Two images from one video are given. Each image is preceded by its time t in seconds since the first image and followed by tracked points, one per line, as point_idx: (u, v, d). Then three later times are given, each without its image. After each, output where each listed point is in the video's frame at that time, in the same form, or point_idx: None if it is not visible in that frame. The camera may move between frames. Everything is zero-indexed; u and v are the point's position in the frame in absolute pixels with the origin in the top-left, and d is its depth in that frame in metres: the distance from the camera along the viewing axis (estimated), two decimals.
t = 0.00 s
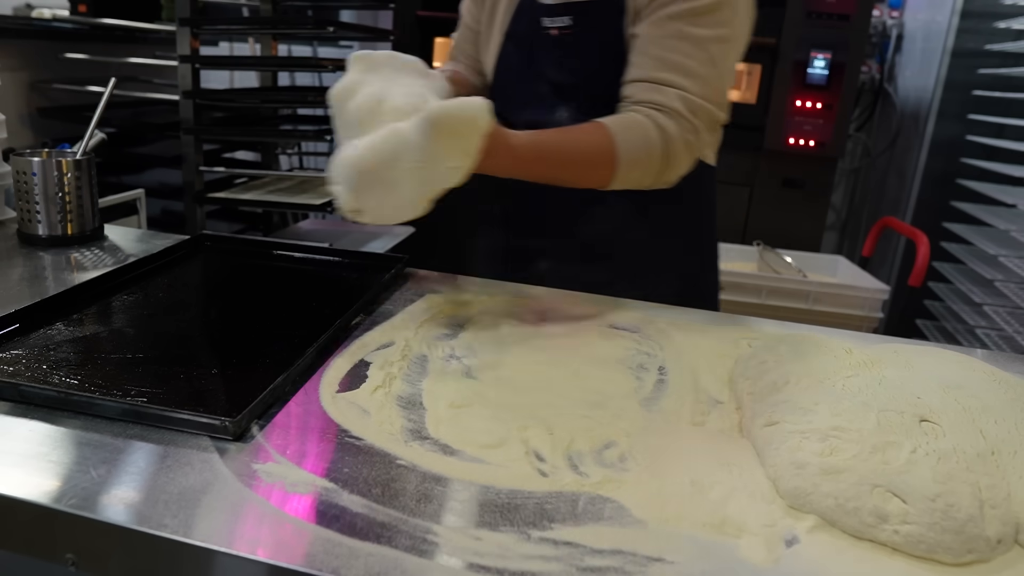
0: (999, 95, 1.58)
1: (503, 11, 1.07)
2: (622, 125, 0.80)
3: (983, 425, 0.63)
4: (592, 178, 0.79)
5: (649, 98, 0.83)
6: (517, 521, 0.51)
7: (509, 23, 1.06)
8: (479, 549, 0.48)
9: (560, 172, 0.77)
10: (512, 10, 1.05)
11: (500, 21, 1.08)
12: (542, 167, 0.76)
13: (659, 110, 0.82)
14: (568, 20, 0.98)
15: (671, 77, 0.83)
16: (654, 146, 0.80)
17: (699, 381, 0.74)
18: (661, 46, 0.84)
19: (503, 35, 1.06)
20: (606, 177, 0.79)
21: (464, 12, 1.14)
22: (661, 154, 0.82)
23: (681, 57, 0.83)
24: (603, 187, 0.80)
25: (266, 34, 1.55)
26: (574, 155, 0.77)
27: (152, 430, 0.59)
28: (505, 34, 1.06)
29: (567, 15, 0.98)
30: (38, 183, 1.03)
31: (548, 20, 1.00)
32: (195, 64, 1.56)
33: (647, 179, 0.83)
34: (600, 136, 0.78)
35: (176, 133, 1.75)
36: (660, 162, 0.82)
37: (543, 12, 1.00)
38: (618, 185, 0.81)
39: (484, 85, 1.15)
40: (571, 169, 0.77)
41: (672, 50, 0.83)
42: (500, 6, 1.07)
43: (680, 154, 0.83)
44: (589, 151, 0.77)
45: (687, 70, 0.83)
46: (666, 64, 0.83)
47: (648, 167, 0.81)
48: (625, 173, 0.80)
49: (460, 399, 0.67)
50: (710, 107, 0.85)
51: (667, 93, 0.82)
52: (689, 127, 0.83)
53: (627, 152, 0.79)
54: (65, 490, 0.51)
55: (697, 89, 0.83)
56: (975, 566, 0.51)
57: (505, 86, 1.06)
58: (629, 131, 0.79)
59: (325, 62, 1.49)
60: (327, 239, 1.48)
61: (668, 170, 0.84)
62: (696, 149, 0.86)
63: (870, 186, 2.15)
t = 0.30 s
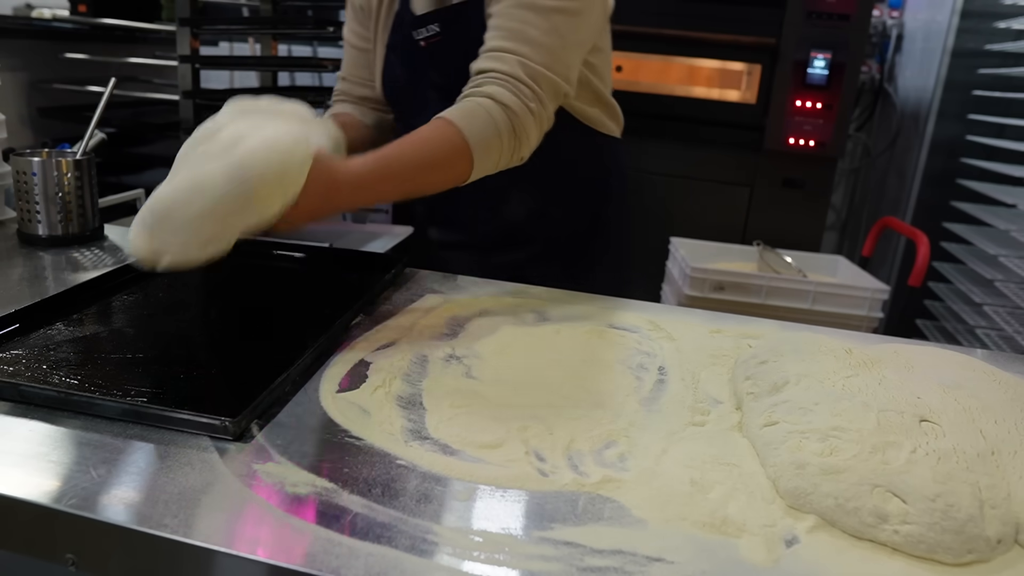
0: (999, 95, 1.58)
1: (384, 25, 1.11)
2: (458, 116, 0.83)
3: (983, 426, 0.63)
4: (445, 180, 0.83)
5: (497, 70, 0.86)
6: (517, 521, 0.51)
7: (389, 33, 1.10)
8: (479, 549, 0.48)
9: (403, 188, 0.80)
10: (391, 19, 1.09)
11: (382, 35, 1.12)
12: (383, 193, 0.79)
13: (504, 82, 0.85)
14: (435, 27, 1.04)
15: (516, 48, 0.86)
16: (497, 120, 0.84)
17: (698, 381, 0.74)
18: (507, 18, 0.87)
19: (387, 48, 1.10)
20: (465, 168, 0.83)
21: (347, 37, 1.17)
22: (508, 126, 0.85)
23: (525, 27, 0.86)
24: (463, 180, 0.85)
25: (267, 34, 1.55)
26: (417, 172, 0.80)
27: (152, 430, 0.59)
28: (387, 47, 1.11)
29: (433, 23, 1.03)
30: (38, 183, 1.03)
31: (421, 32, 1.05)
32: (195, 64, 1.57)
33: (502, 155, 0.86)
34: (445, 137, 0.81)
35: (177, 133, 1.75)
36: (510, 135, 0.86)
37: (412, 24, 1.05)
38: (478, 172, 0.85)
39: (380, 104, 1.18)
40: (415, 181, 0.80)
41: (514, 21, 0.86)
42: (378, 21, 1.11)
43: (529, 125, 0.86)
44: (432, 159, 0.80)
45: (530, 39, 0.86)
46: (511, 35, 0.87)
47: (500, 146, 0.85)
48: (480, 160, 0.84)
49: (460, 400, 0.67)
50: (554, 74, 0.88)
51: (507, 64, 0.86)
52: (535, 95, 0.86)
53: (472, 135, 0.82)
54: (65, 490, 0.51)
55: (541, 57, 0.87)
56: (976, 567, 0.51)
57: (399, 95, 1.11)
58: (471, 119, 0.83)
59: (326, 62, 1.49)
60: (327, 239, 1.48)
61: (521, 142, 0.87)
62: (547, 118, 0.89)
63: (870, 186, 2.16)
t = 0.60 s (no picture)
0: (999, 95, 1.58)
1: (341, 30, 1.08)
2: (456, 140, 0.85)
3: (982, 426, 0.63)
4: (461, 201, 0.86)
5: (492, 83, 0.87)
6: (517, 521, 0.51)
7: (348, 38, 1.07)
8: (479, 549, 0.48)
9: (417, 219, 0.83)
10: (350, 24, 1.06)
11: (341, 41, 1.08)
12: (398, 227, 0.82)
13: (503, 94, 0.87)
14: (401, 25, 1.01)
15: (507, 57, 0.87)
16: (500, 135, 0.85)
17: (698, 381, 0.74)
18: (491, 28, 0.87)
19: (347, 51, 1.08)
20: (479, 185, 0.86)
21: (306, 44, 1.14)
22: (513, 137, 0.87)
23: (513, 34, 0.87)
24: (480, 194, 0.87)
25: (266, 34, 1.55)
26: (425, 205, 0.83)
27: (152, 430, 0.59)
28: (347, 51, 1.08)
29: (399, 21, 1.00)
30: (38, 183, 1.03)
31: (382, 29, 1.02)
32: (195, 64, 1.57)
33: (514, 164, 0.88)
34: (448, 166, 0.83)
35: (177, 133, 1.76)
36: (519, 144, 0.87)
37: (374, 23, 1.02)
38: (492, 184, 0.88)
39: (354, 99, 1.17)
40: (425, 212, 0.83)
41: (497, 31, 0.87)
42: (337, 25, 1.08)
43: (535, 129, 0.88)
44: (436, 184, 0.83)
45: (521, 46, 0.87)
46: (499, 45, 0.87)
47: (510, 157, 0.87)
48: (493, 175, 0.86)
49: (460, 400, 0.67)
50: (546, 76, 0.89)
51: (498, 75, 0.87)
52: (535, 99, 0.88)
53: (480, 154, 0.85)
54: (65, 490, 0.51)
55: (533, 62, 0.88)
56: (976, 567, 0.51)
57: (359, 95, 1.10)
58: (472, 139, 0.84)
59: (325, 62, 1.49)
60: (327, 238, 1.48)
61: (531, 148, 0.89)
62: (551, 119, 0.91)
63: (870, 186, 2.16)
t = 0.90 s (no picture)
0: (999, 95, 1.58)
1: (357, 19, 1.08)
2: (481, 149, 0.92)
3: (982, 426, 0.63)
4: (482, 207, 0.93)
5: (527, 95, 0.91)
6: (517, 521, 0.51)
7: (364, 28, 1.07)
8: (479, 549, 0.48)
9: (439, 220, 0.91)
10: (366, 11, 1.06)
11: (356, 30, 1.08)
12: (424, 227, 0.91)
13: (537, 107, 0.91)
14: (427, 17, 1.01)
15: (541, 70, 0.91)
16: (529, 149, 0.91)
17: (698, 381, 0.74)
18: (527, 40, 0.90)
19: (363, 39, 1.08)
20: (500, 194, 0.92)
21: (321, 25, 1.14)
22: (540, 148, 0.92)
23: (549, 48, 0.90)
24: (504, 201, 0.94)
25: (266, 34, 1.55)
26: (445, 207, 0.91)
27: (152, 430, 0.59)
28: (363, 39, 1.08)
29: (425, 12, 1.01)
30: (38, 183, 1.03)
31: (408, 18, 1.02)
32: (195, 64, 1.57)
33: (539, 173, 0.94)
34: (468, 174, 0.91)
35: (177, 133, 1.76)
36: (545, 155, 0.93)
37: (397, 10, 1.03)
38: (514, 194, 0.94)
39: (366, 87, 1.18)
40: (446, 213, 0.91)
41: (533, 43, 0.90)
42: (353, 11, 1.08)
43: (563, 143, 0.93)
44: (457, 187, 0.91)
45: (556, 59, 0.91)
46: (534, 57, 0.90)
47: (535, 168, 0.93)
48: (516, 186, 0.93)
49: (460, 400, 0.67)
50: (578, 90, 0.93)
51: (532, 88, 0.91)
52: (567, 112, 0.92)
53: (506, 166, 0.91)
54: (65, 490, 0.51)
55: (567, 75, 0.92)
56: (976, 567, 0.51)
57: (372, 85, 1.10)
58: (499, 152, 0.91)
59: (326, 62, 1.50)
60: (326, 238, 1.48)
61: (558, 159, 0.95)
62: (580, 131, 0.96)
63: (870, 186, 2.16)
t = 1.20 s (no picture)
0: (999, 95, 1.58)
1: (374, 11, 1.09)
2: (500, 147, 0.92)
3: (982, 425, 0.63)
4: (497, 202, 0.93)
5: (552, 103, 0.91)
6: (517, 521, 0.51)
7: (383, 18, 1.08)
8: (479, 549, 0.48)
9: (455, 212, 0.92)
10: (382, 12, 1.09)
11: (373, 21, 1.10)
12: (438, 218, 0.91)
13: (561, 116, 0.91)
14: (450, 12, 1.02)
15: (567, 79, 0.91)
16: (547, 153, 0.91)
17: (698, 381, 0.74)
18: (555, 49, 0.90)
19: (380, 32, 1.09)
20: (516, 192, 0.93)
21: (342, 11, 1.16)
22: (558, 156, 0.92)
23: (576, 59, 0.90)
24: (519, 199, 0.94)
25: (266, 34, 1.55)
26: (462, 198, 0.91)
27: (151, 430, 0.59)
28: (380, 29, 1.09)
29: (449, 8, 1.02)
30: (38, 183, 1.03)
31: (431, 12, 1.03)
32: (195, 64, 1.57)
33: (554, 180, 0.94)
34: (485, 166, 0.91)
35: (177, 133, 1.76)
36: (562, 163, 0.93)
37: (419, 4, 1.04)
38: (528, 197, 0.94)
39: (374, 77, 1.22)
40: (463, 206, 0.91)
41: (563, 53, 0.90)
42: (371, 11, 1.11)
43: (582, 152, 0.93)
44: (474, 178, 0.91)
45: (583, 70, 0.91)
46: (562, 66, 0.90)
47: (550, 174, 0.93)
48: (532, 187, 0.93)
49: (460, 400, 0.67)
50: (601, 102, 0.93)
51: (556, 96, 0.90)
52: (588, 123, 0.93)
53: (524, 169, 0.91)
54: (65, 490, 0.51)
55: (593, 87, 0.92)
56: (976, 567, 0.51)
57: (388, 75, 1.11)
58: (517, 152, 0.91)
59: (326, 62, 1.50)
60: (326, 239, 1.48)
61: (574, 168, 0.95)
62: (599, 142, 0.96)
63: (870, 186, 2.16)
